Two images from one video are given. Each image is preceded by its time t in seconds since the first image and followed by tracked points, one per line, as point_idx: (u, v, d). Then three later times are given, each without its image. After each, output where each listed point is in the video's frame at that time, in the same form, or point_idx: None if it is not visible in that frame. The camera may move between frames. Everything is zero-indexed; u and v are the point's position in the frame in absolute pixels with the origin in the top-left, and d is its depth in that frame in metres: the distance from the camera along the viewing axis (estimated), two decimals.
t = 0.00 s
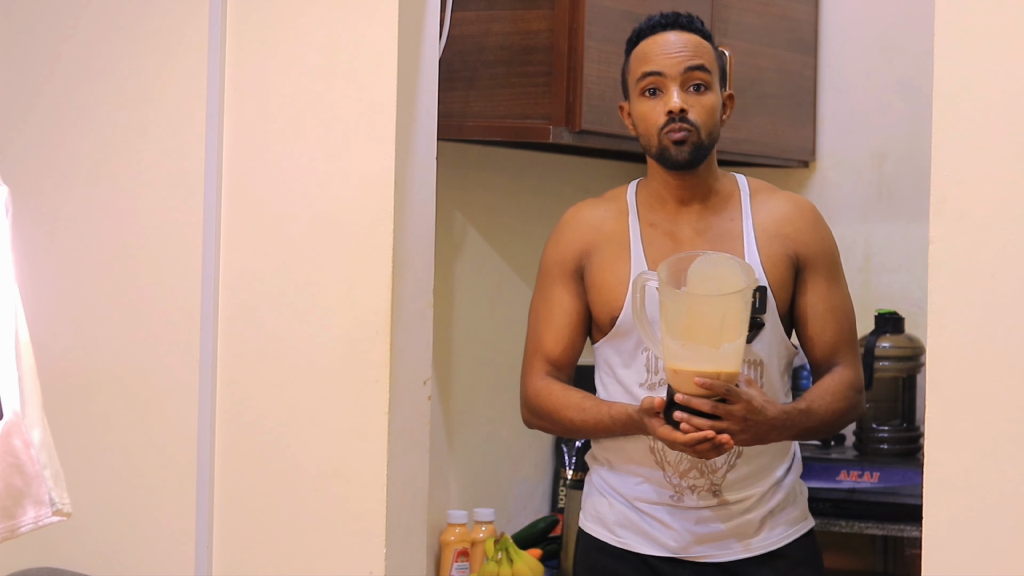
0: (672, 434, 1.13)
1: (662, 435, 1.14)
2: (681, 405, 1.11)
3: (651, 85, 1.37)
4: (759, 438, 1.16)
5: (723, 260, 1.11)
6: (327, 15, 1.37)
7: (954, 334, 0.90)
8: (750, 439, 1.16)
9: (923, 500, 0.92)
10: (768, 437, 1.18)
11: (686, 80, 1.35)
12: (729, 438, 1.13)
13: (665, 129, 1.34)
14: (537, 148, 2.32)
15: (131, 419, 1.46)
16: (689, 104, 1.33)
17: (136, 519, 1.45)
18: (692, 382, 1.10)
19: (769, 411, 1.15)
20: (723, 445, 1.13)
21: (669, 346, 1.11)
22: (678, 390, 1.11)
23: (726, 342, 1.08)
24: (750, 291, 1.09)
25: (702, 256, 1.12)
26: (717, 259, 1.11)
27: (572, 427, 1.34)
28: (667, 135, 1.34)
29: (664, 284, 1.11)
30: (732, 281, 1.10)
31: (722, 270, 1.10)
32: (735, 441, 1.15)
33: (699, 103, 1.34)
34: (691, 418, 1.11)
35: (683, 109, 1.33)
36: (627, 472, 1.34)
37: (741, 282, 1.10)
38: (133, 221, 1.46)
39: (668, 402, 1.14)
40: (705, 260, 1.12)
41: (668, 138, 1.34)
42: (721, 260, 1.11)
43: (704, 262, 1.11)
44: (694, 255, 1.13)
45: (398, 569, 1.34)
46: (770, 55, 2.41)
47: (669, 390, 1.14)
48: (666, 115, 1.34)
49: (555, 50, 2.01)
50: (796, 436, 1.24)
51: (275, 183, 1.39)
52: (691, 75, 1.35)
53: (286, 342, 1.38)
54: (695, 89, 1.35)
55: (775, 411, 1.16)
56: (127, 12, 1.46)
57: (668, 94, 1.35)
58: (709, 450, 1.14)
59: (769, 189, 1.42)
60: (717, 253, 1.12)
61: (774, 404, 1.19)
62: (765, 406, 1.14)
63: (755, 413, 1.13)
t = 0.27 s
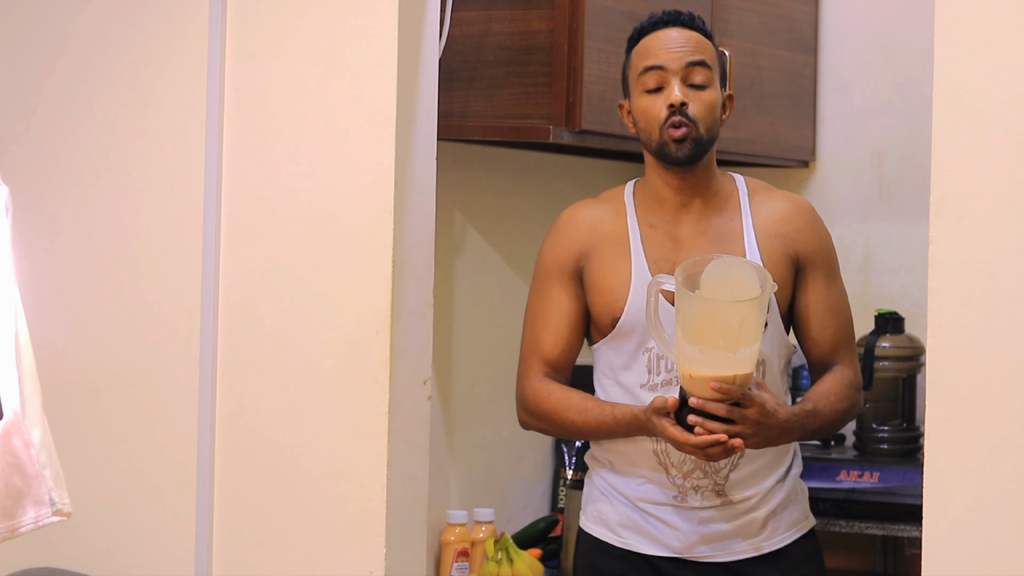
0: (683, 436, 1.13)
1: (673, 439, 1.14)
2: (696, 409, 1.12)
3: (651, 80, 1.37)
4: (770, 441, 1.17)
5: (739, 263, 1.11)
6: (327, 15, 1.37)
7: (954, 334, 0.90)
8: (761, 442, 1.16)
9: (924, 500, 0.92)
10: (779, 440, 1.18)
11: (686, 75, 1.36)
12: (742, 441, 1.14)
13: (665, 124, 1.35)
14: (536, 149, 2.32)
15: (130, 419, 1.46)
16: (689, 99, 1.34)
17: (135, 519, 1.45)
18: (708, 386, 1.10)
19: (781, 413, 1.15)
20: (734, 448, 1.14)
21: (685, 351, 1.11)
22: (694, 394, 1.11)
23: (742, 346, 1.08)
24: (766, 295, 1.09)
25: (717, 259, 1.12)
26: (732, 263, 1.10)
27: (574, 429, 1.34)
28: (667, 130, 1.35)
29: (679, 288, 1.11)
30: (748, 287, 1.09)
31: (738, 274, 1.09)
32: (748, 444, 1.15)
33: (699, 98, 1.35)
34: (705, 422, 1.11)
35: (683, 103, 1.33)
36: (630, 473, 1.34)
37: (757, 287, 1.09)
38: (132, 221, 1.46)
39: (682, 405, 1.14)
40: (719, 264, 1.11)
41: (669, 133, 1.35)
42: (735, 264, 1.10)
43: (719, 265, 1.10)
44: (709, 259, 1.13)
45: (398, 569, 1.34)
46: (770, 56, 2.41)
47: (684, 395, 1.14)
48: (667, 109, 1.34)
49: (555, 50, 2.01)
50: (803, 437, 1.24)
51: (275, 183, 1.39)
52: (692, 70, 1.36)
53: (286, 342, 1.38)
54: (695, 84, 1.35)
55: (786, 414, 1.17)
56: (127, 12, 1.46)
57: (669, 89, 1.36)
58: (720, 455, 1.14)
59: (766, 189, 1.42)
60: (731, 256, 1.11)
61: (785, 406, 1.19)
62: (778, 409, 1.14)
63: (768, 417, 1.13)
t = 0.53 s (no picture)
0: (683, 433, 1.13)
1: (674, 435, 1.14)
2: (697, 407, 1.11)
3: (651, 74, 1.37)
4: (772, 439, 1.16)
5: (741, 261, 1.11)
6: (327, 15, 1.37)
7: (954, 334, 0.90)
8: (762, 439, 1.16)
9: (924, 500, 0.92)
10: (780, 437, 1.18)
11: (686, 70, 1.36)
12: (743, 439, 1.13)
13: (664, 117, 1.34)
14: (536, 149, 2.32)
15: (130, 419, 1.46)
16: (688, 92, 1.34)
17: (136, 519, 1.45)
18: (710, 383, 1.10)
19: (782, 411, 1.15)
20: (735, 445, 1.14)
21: (687, 347, 1.11)
22: (695, 391, 1.11)
23: (744, 343, 1.08)
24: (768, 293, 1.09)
25: (718, 257, 1.12)
26: (733, 260, 1.11)
27: (574, 427, 1.34)
28: (665, 123, 1.34)
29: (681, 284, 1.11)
30: (750, 284, 1.09)
31: (739, 271, 1.10)
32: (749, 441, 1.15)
33: (699, 92, 1.35)
34: (706, 419, 1.11)
35: (683, 96, 1.33)
36: (628, 473, 1.34)
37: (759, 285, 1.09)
38: (132, 221, 1.46)
39: (682, 403, 1.13)
40: (720, 261, 1.11)
41: (667, 126, 1.34)
42: (736, 261, 1.11)
43: (720, 263, 1.11)
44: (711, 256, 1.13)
45: (398, 569, 1.34)
46: (770, 55, 2.41)
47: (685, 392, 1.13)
48: (666, 102, 1.34)
49: (555, 50, 2.01)
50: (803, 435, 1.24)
51: (275, 182, 1.39)
52: (691, 65, 1.36)
53: (286, 342, 1.38)
54: (695, 79, 1.36)
55: (787, 412, 1.17)
56: (127, 12, 1.46)
57: (668, 83, 1.36)
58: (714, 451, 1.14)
59: (764, 188, 1.42)
60: (732, 254, 1.12)
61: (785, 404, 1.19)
62: (778, 406, 1.14)
63: (769, 414, 1.13)
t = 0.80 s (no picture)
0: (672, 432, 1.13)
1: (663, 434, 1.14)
2: (687, 406, 1.12)
3: (647, 80, 1.37)
4: (762, 439, 1.17)
5: (732, 259, 1.09)
6: (327, 15, 1.37)
7: (954, 334, 0.90)
8: (752, 439, 1.16)
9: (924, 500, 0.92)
10: (770, 437, 1.18)
11: (682, 76, 1.35)
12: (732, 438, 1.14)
13: (661, 124, 1.34)
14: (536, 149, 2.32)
15: (131, 419, 1.46)
16: (685, 99, 1.34)
17: (136, 519, 1.45)
18: (699, 382, 1.10)
19: (772, 411, 1.15)
20: (724, 444, 1.14)
21: (676, 346, 1.11)
22: (684, 389, 1.11)
23: (733, 343, 1.08)
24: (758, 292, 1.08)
25: (710, 255, 1.10)
26: (725, 259, 1.09)
27: (570, 427, 1.34)
28: (662, 130, 1.34)
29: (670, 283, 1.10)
30: (741, 284, 1.07)
31: (730, 270, 1.08)
32: (739, 440, 1.15)
33: (696, 98, 1.35)
34: (695, 418, 1.12)
35: (680, 103, 1.33)
36: (622, 471, 1.34)
37: (749, 284, 1.07)
38: (133, 222, 1.46)
39: (671, 402, 1.14)
40: (713, 260, 1.09)
41: (664, 133, 1.34)
42: (729, 259, 1.09)
43: (712, 262, 1.09)
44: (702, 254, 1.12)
45: (398, 568, 1.34)
46: (770, 55, 2.41)
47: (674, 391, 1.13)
48: (662, 109, 1.34)
49: (555, 50, 2.01)
50: (796, 435, 1.23)
51: (275, 182, 1.39)
52: (688, 70, 1.35)
53: (286, 342, 1.38)
54: (691, 84, 1.35)
55: (777, 411, 1.16)
56: (127, 13, 1.46)
57: (665, 89, 1.35)
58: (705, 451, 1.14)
59: (761, 190, 1.42)
60: (725, 252, 1.10)
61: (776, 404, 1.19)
62: (768, 406, 1.14)
63: (758, 414, 1.13)
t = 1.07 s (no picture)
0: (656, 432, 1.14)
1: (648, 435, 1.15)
2: (670, 407, 1.12)
3: (646, 93, 1.36)
4: (747, 443, 1.16)
5: (718, 263, 1.11)
6: (327, 15, 1.37)
7: (954, 335, 0.90)
8: (738, 443, 1.16)
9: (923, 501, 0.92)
10: (756, 442, 1.18)
11: (681, 88, 1.35)
12: (715, 441, 1.14)
13: (662, 140, 1.34)
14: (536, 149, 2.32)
15: (131, 419, 1.46)
16: (685, 114, 1.33)
17: (136, 519, 1.45)
18: (680, 384, 1.10)
19: (758, 415, 1.15)
20: (708, 447, 1.14)
21: (659, 348, 1.11)
22: (667, 391, 1.12)
23: (715, 346, 1.08)
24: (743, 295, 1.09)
25: (697, 259, 1.12)
26: (712, 263, 1.11)
27: (565, 424, 1.34)
28: (664, 145, 1.35)
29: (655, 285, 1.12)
30: (726, 287, 1.10)
31: (717, 274, 1.10)
32: (723, 444, 1.15)
33: (695, 111, 1.35)
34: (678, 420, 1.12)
35: (680, 120, 1.33)
36: (616, 472, 1.34)
37: (734, 287, 1.10)
38: (133, 222, 1.46)
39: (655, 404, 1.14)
40: (700, 263, 1.12)
41: (666, 149, 1.35)
42: (716, 264, 1.11)
43: (699, 265, 1.11)
44: (689, 257, 1.14)
45: (398, 568, 1.34)
46: (770, 56, 2.41)
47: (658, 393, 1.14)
48: (663, 125, 1.34)
49: (555, 50, 2.01)
50: (784, 438, 1.24)
51: (276, 182, 1.39)
52: (686, 81, 1.35)
53: (286, 342, 1.38)
54: (690, 96, 1.35)
55: (763, 415, 1.16)
56: (127, 13, 1.46)
57: (664, 103, 1.35)
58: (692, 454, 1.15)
59: (763, 192, 1.41)
60: (712, 257, 1.12)
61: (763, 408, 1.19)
62: (754, 410, 1.14)
63: (743, 418, 1.13)
